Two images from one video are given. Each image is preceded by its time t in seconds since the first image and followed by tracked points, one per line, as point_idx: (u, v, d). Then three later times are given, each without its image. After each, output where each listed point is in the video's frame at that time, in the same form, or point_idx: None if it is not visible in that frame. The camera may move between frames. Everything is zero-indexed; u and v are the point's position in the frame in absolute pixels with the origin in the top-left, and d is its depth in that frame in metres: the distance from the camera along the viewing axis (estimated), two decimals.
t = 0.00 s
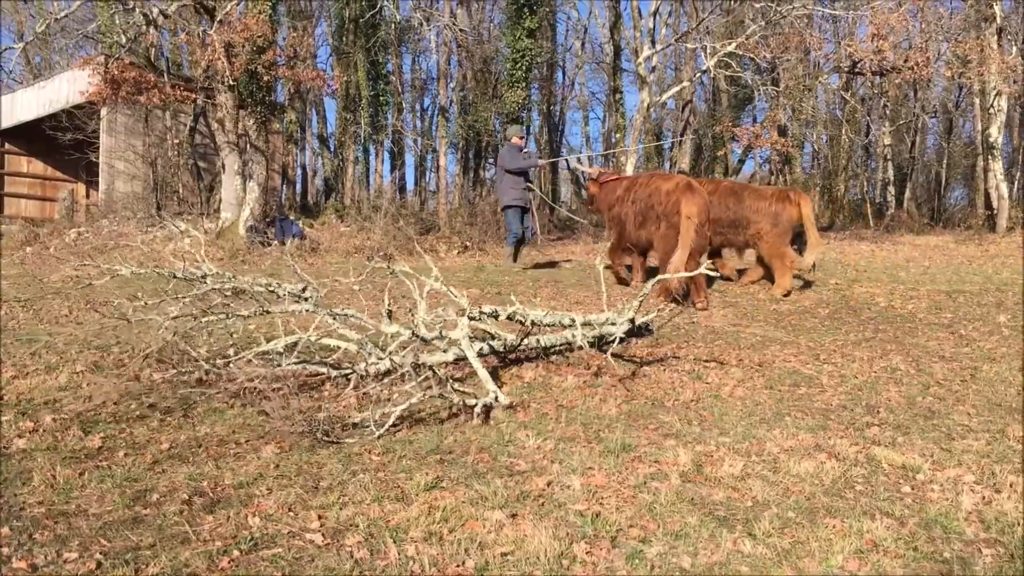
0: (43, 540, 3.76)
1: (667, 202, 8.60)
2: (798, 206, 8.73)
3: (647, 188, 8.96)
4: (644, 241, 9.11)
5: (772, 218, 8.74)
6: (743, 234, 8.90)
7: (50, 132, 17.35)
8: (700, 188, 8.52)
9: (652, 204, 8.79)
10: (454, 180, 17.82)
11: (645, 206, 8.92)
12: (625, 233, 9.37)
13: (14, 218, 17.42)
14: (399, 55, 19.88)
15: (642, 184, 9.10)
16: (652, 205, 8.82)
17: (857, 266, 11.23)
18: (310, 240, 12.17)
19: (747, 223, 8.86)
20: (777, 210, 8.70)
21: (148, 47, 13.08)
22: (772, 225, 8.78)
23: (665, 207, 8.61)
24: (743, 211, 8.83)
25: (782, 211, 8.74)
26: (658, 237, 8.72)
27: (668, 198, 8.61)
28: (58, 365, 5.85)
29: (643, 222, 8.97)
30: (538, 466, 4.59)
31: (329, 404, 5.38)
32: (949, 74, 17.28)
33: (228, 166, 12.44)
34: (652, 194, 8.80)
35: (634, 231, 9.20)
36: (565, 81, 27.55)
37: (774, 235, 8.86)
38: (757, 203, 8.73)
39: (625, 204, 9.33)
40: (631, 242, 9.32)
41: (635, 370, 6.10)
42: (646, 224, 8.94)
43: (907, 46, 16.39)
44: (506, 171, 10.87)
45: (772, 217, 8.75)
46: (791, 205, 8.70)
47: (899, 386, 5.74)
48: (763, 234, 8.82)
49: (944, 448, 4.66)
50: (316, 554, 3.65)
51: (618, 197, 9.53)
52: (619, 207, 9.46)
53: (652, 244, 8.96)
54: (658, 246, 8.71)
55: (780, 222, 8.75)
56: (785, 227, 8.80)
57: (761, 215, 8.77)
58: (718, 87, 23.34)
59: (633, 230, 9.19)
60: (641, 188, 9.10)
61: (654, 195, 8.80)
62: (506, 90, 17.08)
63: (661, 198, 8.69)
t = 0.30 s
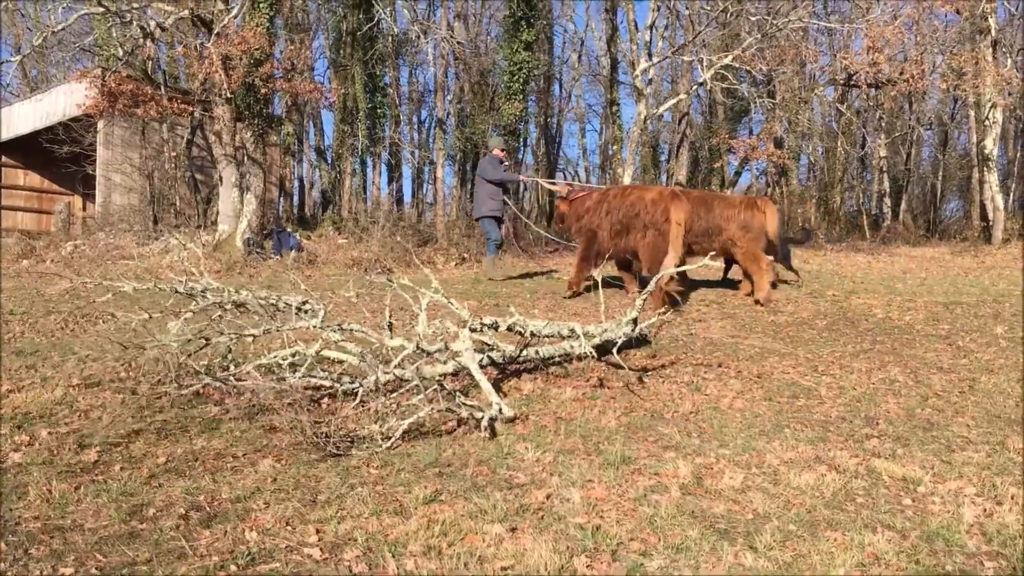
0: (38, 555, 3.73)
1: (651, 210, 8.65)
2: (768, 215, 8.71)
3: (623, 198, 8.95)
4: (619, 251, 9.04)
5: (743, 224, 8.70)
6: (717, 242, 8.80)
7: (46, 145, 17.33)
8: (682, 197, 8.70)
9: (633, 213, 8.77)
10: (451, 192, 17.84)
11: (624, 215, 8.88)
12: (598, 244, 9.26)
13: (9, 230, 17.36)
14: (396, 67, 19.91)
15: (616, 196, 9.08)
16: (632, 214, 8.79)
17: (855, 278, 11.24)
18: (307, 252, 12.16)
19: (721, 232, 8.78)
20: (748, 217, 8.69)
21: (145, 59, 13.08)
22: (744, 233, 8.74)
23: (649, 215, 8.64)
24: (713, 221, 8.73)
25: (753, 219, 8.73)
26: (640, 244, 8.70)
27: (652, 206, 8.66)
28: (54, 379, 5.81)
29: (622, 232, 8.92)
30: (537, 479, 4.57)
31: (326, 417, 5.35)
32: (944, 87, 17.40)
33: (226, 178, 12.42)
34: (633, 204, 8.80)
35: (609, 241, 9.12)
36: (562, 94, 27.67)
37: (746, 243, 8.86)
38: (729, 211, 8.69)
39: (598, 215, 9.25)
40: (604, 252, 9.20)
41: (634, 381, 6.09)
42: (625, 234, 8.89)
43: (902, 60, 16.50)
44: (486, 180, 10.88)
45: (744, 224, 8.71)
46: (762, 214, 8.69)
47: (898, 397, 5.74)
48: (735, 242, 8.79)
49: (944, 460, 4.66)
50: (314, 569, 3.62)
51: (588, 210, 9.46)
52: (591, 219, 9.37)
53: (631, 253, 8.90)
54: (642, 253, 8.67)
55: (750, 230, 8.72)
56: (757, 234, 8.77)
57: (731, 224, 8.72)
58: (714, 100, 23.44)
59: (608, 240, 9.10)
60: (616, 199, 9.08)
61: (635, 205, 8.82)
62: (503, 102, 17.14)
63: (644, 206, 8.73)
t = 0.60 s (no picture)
0: (40, 573, 3.71)
1: (632, 224, 9.08)
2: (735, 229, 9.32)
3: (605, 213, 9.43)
4: (598, 263, 9.52)
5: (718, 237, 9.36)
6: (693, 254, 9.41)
7: (52, 161, 17.42)
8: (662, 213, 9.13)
9: (614, 227, 9.23)
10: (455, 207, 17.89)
11: (606, 229, 9.35)
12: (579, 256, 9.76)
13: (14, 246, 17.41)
14: (400, 84, 19.98)
15: (597, 211, 9.59)
16: (614, 229, 9.25)
17: (859, 294, 11.24)
18: (311, 268, 12.19)
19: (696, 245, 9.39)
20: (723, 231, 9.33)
21: (151, 76, 13.17)
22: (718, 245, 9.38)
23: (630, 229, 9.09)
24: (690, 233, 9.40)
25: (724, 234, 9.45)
26: (620, 257, 9.15)
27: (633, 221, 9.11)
28: (58, 395, 5.81)
29: (602, 245, 9.41)
30: (542, 496, 4.56)
31: (329, 433, 5.35)
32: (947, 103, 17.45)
33: (230, 194, 12.39)
34: (614, 219, 9.26)
35: (590, 254, 9.62)
36: (565, 110, 27.82)
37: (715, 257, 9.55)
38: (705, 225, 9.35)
39: (579, 230, 9.81)
40: (584, 264, 9.69)
41: (637, 397, 6.09)
42: (606, 247, 9.37)
43: (905, 76, 16.56)
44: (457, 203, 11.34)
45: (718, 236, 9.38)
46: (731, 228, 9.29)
47: (903, 414, 5.73)
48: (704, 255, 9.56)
49: (951, 477, 4.64)
50: None
51: (568, 224, 10.05)
52: (572, 233, 9.92)
53: (611, 265, 9.36)
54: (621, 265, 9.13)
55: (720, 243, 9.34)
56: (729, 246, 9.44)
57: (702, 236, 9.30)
58: (717, 116, 23.55)
59: (589, 252, 9.61)
60: (598, 214, 9.58)
61: (617, 219, 9.26)
62: (507, 119, 17.23)
63: (625, 220, 9.16)
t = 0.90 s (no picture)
0: None
1: (612, 231, 9.08)
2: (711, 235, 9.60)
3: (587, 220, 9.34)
4: (583, 269, 9.36)
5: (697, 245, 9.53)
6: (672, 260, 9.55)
7: (64, 172, 17.54)
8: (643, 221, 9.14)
9: (596, 233, 9.18)
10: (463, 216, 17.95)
11: (589, 236, 9.26)
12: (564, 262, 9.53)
13: (27, 257, 17.55)
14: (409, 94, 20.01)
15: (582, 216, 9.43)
16: (595, 235, 9.20)
17: (870, 303, 11.20)
18: (322, 277, 12.24)
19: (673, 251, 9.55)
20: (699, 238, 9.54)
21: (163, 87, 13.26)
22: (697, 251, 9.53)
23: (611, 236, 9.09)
24: (668, 241, 9.57)
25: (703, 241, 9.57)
26: (601, 264, 9.12)
27: (614, 228, 9.10)
28: (72, 405, 5.84)
29: (586, 251, 9.28)
30: (554, 506, 4.56)
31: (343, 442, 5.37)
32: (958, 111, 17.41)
33: (241, 205, 12.47)
34: (596, 225, 9.21)
35: (574, 259, 9.42)
36: (574, 119, 27.90)
37: (698, 262, 9.59)
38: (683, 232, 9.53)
39: (564, 235, 9.54)
40: (569, 270, 9.50)
41: (649, 406, 6.08)
42: (589, 254, 9.26)
43: (915, 85, 16.52)
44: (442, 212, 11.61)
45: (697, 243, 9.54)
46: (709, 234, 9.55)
47: (916, 423, 5.72)
48: (688, 261, 9.54)
49: (965, 487, 4.63)
50: None
51: (554, 229, 9.68)
52: (558, 238, 9.62)
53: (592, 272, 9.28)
54: (602, 273, 9.09)
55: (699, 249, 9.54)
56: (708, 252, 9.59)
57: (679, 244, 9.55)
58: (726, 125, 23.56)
59: (574, 258, 9.41)
60: (582, 219, 9.41)
61: (599, 226, 9.21)
62: (516, 128, 17.30)
63: (607, 227, 9.13)
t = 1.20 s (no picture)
0: None
1: (611, 234, 9.01)
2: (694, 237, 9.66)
3: (580, 224, 9.24)
4: (574, 275, 9.37)
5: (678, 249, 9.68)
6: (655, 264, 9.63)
7: (76, 178, 17.58)
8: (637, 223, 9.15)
9: (593, 237, 9.07)
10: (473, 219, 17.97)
11: (583, 240, 9.18)
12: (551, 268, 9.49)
13: (39, 263, 17.62)
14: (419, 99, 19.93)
15: (569, 221, 9.36)
16: (591, 239, 9.10)
17: (884, 304, 11.16)
18: (334, 281, 12.27)
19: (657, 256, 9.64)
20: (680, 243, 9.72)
21: (173, 93, 13.27)
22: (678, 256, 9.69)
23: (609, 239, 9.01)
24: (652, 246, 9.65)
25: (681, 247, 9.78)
26: (600, 268, 9.03)
27: (611, 231, 9.04)
28: (87, 410, 5.86)
29: (578, 256, 9.24)
30: (571, 509, 4.57)
31: (358, 446, 5.39)
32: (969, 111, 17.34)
33: (253, 211, 12.40)
34: (591, 229, 9.10)
35: (563, 265, 9.42)
36: (583, 122, 27.91)
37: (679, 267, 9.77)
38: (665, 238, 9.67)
39: (550, 241, 9.49)
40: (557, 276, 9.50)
41: (663, 409, 6.08)
42: (583, 258, 9.18)
43: (926, 86, 16.47)
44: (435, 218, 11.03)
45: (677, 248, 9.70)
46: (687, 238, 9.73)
47: (932, 425, 5.72)
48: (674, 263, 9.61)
49: (983, 489, 4.64)
50: None
51: (536, 236, 9.64)
52: (540, 244, 9.59)
53: (588, 276, 9.21)
54: (602, 277, 9.00)
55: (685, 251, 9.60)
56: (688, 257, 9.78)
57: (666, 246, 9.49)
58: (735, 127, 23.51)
59: (563, 264, 9.40)
60: (570, 224, 9.33)
61: (594, 230, 9.11)
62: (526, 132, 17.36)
63: (603, 231, 9.05)
